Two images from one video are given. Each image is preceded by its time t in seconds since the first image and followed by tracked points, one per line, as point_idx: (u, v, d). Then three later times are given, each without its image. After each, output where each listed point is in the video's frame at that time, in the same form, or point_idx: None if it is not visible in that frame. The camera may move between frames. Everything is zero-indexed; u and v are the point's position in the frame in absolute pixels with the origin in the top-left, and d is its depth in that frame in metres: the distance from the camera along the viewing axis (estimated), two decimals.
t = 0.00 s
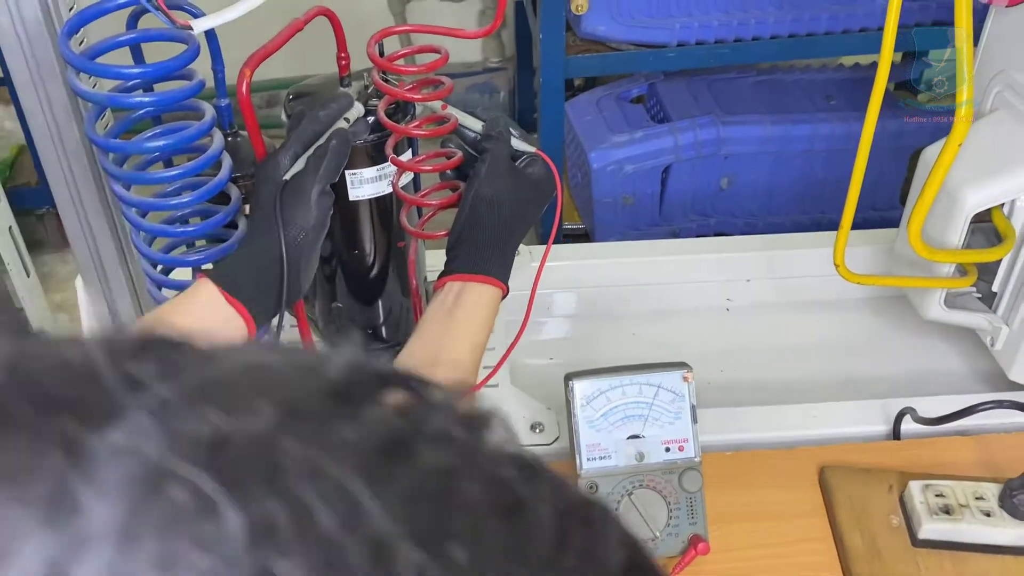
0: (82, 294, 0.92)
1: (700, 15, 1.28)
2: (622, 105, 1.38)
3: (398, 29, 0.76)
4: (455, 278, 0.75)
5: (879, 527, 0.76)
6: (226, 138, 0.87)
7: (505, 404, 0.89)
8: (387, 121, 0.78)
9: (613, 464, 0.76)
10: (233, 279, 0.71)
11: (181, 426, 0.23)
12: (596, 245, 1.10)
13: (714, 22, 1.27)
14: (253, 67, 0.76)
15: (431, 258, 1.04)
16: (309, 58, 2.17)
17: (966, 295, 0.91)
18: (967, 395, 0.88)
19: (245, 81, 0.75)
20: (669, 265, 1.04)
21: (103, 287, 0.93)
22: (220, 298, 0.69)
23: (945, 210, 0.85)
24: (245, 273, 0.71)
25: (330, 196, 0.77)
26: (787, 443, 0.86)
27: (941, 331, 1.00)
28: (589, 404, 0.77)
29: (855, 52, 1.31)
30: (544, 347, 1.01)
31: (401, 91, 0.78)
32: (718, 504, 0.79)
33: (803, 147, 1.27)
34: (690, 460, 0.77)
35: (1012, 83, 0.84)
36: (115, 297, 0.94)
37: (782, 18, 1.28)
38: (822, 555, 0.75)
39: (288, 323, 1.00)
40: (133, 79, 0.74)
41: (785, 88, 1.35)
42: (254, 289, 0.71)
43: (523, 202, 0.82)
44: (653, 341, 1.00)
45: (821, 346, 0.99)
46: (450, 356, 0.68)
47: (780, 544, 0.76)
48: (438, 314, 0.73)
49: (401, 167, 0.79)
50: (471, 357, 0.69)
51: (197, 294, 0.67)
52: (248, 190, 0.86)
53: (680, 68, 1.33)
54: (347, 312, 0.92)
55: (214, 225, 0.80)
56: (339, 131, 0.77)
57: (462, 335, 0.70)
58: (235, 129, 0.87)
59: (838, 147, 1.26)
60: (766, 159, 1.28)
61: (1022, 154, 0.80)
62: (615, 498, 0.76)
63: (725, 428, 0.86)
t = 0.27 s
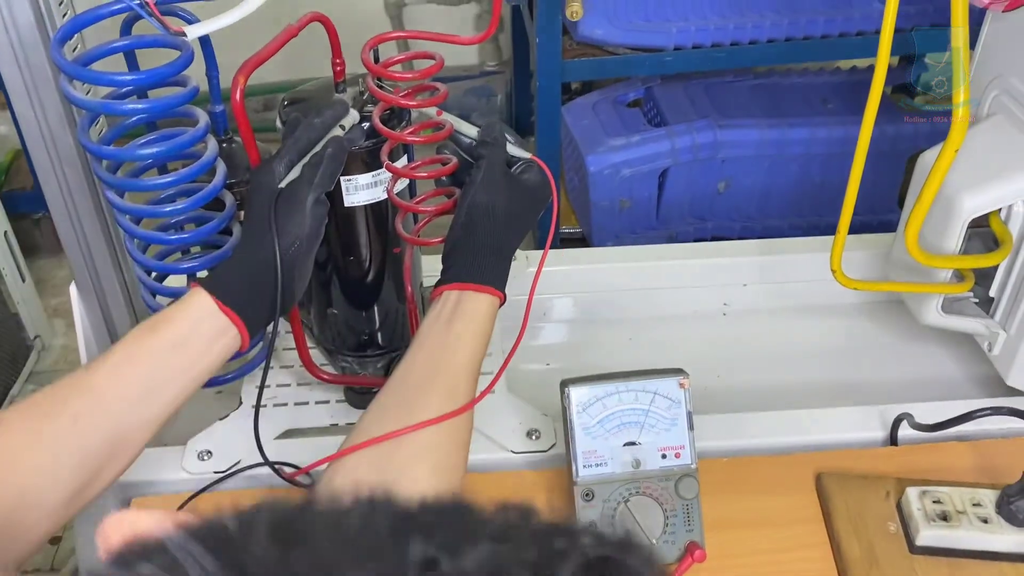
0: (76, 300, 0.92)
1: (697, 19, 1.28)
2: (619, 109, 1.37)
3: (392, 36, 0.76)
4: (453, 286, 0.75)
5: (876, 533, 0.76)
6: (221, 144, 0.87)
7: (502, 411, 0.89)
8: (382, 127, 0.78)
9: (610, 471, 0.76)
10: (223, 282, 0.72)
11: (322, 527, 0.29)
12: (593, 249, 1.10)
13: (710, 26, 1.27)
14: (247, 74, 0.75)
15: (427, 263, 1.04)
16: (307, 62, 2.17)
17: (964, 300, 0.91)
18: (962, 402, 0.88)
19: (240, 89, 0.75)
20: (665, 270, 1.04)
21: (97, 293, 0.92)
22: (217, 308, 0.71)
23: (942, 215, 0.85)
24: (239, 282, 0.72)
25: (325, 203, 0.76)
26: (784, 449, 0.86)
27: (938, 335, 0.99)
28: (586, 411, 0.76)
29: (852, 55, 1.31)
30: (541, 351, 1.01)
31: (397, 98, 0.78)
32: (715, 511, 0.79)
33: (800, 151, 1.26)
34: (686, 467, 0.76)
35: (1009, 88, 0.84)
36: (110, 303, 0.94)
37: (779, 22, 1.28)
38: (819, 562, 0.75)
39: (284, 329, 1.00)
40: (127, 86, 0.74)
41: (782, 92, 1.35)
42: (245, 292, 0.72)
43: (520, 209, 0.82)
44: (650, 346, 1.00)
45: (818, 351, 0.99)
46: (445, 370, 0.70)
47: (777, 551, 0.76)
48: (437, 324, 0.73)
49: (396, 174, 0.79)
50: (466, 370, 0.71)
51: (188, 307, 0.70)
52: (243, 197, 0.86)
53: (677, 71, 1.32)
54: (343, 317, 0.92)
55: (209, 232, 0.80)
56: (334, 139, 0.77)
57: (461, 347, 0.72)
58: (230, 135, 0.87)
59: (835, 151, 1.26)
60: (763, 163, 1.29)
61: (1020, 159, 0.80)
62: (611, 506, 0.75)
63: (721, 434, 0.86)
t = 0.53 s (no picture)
0: (68, 316, 0.91)
1: (692, 31, 1.28)
2: (614, 119, 1.37)
3: (386, 52, 0.75)
4: (448, 304, 0.74)
5: (873, 551, 0.75)
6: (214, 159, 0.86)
7: (496, 427, 0.89)
8: (376, 143, 0.77)
9: (604, 490, 0.76)
10: (215, 302, 0.71)
11: None
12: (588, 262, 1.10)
13: (705, 38, 1.27)
14: (240, 90, 0.75)
15: (422, 277, 1.03)
16: (303, 69, 2.17)
17: (961, 315, 0.90)
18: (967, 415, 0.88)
19: (232, 106, 0.74)
20: (661, 284, 1.03)
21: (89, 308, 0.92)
22: (208, 326, 0.70)
23: (938, 230, 0.85)
24: (231, 301, 0.71)
25: (318, 221, 0.75)
26: (780, 465, 0.86)
27: (934, 350, 0.99)
28: (580, 429, 0.76)
29: (847, 66, 1.31)
30: (536, 365, 1.01)
31: (390, 114, 0.77)
32: (710, 529, 0.79)
33: (795, 162, 1.26)
34: (682, 485, 0.76)
35: (1005, 103, 0.83)
36: (102, 318, 0.93)
37: (774, 33, 1.28)
38: None
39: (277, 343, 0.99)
40: (118, 103, 0.73)
41: (778, 103, 1.35)
42: (237, 312, 0.71)
43: (515, 225, 0.81)
44: (646, 360, 1.00)
45: (814, 365, 0.98)
46: (439, 390, 0.70)
47: (773, 569, 0.75)
48: (431, 342, 0.73)
49: (390, 190, 0.78)
50: (461, 391, 0.71)
51: (177, 328, 0.69)
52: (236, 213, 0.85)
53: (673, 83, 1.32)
54: (337, 332, 0.91)
55: (202, 248, 0.79)
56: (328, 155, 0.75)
57: (455, 367, 0.71)
58: (223, 149, 0.87)
59: (831, 162, 1.26)
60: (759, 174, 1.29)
61: (1018, 174, 0.80)
62: (608, 525, 0.75)
63: (717, 450, 0.85)
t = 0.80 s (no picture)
0: (53, 337, 0.89)
1: (687, 45, 1.27)
2: (610, 133, 1.36)
3: (375, 72, 0.74)
4: (438, 328, 0.73)
5: None
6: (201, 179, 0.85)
7: (488, 450, 0.87)
8: (365, 164, 0.76)
9: (598, 518, 0.74)
10: (200, 327, 0.68)
11: None
12: (583, 279, 1.08)
13: (701, 52, 1.26)
14: (226, 111, 0.73)
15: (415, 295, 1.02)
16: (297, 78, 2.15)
17: (958, 336, 0.89)
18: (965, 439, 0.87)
19: (218, 127, 0.73)
20: (656, 302, 1.02)
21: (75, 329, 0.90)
22: (193, 353, 0.68)
23: (936, 251, 0.84)
24: (215, 326, 0.68)
25: (306, 243, 0.73)
26: (776, 489, 0.85)
27: (932, 371, 0.98)
28: (573, 456, 0.75)
29: (844, 80, 1.31)
30: (530, 384, 0.99)
31: (382, 136, 0.76)
32: (705, 556, 0.77)
33: (792, 177, 1.25)
34: (676, 513, 0.75)
35: (1003, 122, 0.82)
36: (88, 339, 0.91)
37: (770, 47, 1.27)
38: None
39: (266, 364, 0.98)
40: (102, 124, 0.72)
41: (774, 116, 1.35)
42: (222, 337, 0.69)
43: (506, 248, 0.80)
44: (641, 379, 0.99)
45: (810, 385, 0.97)
46: (428, 417, 0.69)
47: None
48: (421, 368, 0.71)
49: (379, 212, 0.77)
50: (451, 418, 0.70)
51: (159, 354, 0.67)
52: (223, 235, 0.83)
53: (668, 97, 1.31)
54: (326, 352, 0.90)
55: (188, 270, 0.78)
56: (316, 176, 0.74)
57: (445, 394, 0.70)
58: (211, 169, 0.85)
59: (827, 176, 1.25)
60: (754, 188, 1.28)
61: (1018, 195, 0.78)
62: (600, 553, 0.74)
63: (713, 474, 0.84)
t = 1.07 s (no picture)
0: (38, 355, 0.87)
1: (685, 58, 1.26)
2: (608, 145, 1.35)
3: (366, 92, 0.73)
4: (429, 352, 0.71)
5: None
6: (190, 197, 0.83)
7: (480, 473, 0.86)
8: (355, 184, 0.74)
9: (591, 547, 0.73)
10: (184, 350, 0.67)
11: None
12: (579, 296, 1.07)
13: (699, 66, 1.25)
14: (213, 128, 0.70)
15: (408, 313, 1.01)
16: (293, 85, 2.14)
17: (960, 358, 0.88)
18: (967, 464, 0.86)
19: (205, 145, 0.70)
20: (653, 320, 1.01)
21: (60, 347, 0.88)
22: (177, 378, 0.66)
23: (938, 273, 0.82)
24: (200, 350, 0.67)
25: (294, 265, 0.71)
26: (773, 515, 0.83)
27: (932, 394, 0.97)
28: (567, 483, 0.73)
29: (844, 94, 1.30)
30: (524, 403, 0.98)
31: (372, 155, 0.74)
32: None
33: (791, 191, 1.24)
34: (672, 542, 0.73)
35: (1005, 142, 0.81)
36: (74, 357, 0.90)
37: (769, 62, 1.26)
38: None
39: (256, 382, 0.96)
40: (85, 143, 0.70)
41: (773, 130, 1.33)
42: (206, 360, 0.67)
43: (499, 268, 0.78)
44: (638, 400, 0.97)
45: (809, 407, 0.96)
46: (418, 444, 0.67)
47: None
48: (412, 392, 0.70)
49: (370, 233, 0.75)
50: (442, 444, 0.68)
51: (144, 377, 0.65)
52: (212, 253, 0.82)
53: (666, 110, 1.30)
54: (316, 371, 0.88)
55: (175, 290, 0.76)
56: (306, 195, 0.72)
57: (436, 420, 0.68)
58: (199, 186, 0.84)
59: (827, 191, 1.24)
60: (753, 202, 1.26)
61: (1020, 218, 0.77)
62: None
63: (709, 499, 0.82)
